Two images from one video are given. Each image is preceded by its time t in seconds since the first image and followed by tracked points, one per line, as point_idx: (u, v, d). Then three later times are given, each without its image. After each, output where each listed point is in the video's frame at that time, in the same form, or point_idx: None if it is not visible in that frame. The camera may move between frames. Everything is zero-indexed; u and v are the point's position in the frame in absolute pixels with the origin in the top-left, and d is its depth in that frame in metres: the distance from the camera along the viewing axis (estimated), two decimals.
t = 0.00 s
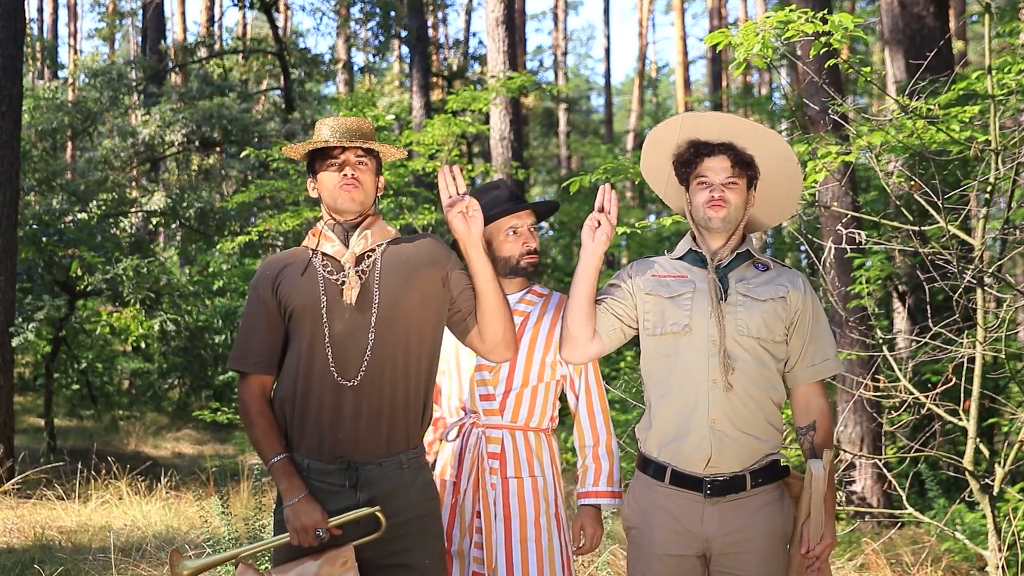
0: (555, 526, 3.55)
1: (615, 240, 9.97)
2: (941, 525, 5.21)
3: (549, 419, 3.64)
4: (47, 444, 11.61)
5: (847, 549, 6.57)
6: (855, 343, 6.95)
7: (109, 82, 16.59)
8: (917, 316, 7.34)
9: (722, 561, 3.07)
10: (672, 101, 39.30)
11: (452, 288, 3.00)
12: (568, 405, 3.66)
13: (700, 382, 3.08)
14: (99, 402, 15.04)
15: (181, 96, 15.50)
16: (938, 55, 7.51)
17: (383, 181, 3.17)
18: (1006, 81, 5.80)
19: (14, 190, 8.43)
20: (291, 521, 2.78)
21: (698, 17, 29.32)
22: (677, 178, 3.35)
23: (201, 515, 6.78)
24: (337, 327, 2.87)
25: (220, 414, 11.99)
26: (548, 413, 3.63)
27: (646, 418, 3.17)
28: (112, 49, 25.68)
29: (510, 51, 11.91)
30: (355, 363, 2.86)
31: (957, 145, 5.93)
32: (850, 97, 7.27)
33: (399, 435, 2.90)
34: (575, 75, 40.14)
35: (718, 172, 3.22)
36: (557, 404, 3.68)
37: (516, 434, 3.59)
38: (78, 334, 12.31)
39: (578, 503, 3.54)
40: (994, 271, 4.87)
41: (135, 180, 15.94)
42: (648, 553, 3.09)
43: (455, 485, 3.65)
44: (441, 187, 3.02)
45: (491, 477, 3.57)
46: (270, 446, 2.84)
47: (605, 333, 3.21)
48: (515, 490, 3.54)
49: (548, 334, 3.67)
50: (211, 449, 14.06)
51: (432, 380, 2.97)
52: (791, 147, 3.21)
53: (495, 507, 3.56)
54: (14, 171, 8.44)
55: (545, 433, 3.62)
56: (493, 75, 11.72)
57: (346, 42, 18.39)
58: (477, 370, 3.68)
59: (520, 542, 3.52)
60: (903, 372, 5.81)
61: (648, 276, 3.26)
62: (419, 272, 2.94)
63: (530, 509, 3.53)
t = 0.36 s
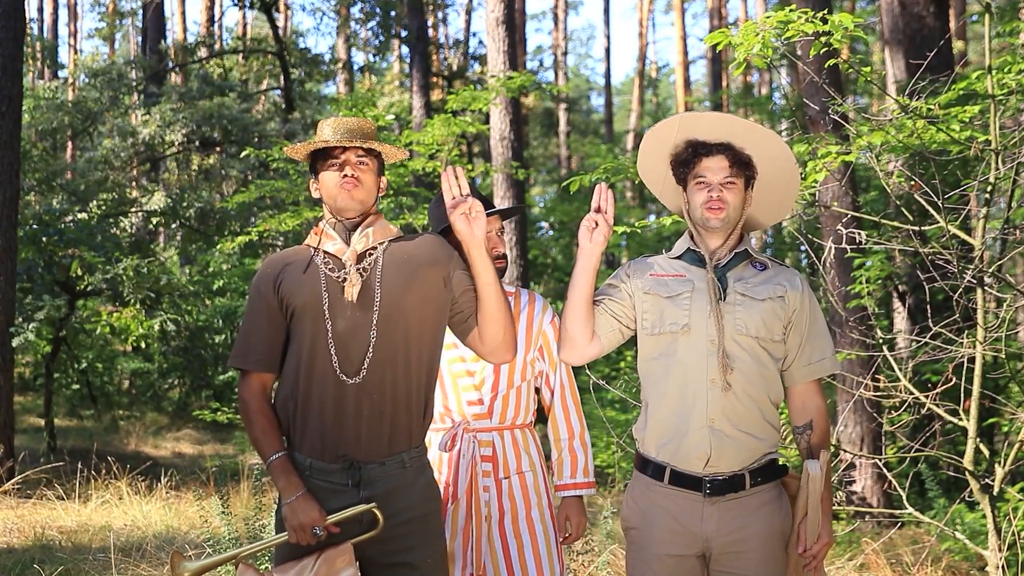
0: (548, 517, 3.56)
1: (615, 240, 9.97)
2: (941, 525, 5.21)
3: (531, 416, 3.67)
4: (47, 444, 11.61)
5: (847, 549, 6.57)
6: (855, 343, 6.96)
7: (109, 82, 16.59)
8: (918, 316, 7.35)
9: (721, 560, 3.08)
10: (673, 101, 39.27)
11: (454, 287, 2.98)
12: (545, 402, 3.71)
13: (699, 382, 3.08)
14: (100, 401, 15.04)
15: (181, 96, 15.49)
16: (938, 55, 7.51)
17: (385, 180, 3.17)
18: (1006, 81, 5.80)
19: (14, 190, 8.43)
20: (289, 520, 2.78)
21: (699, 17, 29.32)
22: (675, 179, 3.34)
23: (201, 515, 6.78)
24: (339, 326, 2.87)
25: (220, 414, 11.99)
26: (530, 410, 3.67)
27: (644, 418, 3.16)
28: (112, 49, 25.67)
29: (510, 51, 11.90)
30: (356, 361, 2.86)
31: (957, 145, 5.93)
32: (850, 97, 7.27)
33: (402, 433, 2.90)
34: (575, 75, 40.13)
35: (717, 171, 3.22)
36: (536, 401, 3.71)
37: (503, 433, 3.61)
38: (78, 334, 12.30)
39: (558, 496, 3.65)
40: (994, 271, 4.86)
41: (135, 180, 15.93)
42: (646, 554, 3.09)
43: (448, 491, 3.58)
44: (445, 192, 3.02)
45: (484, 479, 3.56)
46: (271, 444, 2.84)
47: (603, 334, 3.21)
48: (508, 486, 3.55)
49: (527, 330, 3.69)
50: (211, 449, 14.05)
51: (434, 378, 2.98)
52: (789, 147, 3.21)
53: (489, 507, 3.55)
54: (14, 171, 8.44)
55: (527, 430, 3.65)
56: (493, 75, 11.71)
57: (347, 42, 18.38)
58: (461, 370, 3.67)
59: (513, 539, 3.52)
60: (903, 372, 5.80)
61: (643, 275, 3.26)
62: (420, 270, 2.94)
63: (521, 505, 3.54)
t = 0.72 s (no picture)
0: (561, 520, 3.56)
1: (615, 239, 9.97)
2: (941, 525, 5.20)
3: (552, 417, 3.67)
4: (47, 444, 11.61)
5: (847, 549, 6.58)
6: (855, 342, 6.96)
7: (109, 82, 16.59)
8: (918, 316, 7.36)
9: (721, 560, 3.08)
10: (673, 101, 39.26)
11: (455, 288, 2.99)
12: (568, 402, 3.69)
13: (699, 381, 3.08)
14: (100, 401, 15.04)
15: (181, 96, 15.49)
16: (938, 55, 7.51)
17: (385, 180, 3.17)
18: (1006, 81, 5.80)
19: (14, 189, 8.43)
20: (282, 518, 2.79)
21: (699, 17, 29.33)
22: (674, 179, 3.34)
23: (202, 515, 6.78)
24: (341, 324, 2.87)
25: (220, 415, 11.99)
26: (551, 411, 3.67)
27: (644, 418, 3.16)
28: (111, 49, 25.67)
29: (510, 51, 11.90)
30: (358, 359, 2.86)
31: (957, 145, 5.92)
32: (850, 97, 7.26)
33: (403, 433, 2.90)
34: (575, 75, 40.13)
35: (714, 172, 3.21)
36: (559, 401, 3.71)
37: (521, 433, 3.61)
38: (78, 334, 12.30)
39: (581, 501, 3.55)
40: (994, 271, 4.86)
41: (135, 180, 15.94)
42: (646, 552, 3.09)
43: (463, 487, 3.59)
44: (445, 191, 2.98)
45: (498, 477, 3.57)
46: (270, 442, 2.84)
47: (602, 335, 3.19)
48: (522, 487, 3.56)
49: (551, 332, 3.69)
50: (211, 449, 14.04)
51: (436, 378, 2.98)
52: (788, 147, 3.19)
53: (502, 505, 3.57)
54: (14, 171, 8.44)
55: (548, 431, 3.65)
56: (493, 75, 11.71)
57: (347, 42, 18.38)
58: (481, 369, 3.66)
59: (524, 540, 3.53)
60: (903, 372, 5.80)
61: (642, 274, 3.26)
62: (422, 269, 2.94)
63: (534, 507, 3.55)
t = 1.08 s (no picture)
0: (569, 526, 3.53)
1: (615, 239, 9.97)
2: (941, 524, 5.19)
3: (570, 424, 3.62)
4: (47, 443, 11.61)
5: (846, 548, 6.58)
6: (855, 342, 6.97)
7: (109, 82, 16.59)
8: (917, 316, 7.37)
9: (720, 561, 3.08)
10: (673, 101, 39.25)
11: (457, 290, 2.99)
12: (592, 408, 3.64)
13: (699, 383, 3.08)
14: (100, 401, 15.05)
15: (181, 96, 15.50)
16: (938, 55, 7.52)
17: (388, 181, 3.17)
18: (1006, 81, 5.80)
19: (14, 189, 8.43)
20: (275, 519, 2.80)
21: (699, 17, 29.34)
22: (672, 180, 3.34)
23: (202, 515, 6.79)
24: (341, 325, 2.87)
25: (220, 415, 11.99)
26: (570, 418, 3.62)
27: (642, 418, 3.17)
28: (112, 49, 25.68)
29: (510, 50, 11.90)
30: (358, 360, 2.87)
31: (957, 145, 5.92)
32: (850, 96, 7.26)
33: (403, 434, 2.90)
34: (575, 75, 40.13)
35: (712, 173, 3.21)
36: (585, 410, 3.66)
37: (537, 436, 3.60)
38: (78, 334, 12.31)
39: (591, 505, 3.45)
40: (994, 271, 4.86)
41: (136, 180, 15.94)
42: (645, 552, 3.09)
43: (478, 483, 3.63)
44: (447, 194, 2.96)
45: (508, 476, 3.59)
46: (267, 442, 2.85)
47: (601, 336, 3.19)
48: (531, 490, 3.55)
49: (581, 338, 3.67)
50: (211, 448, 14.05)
51: (437, 379, 2.98)
52: (786, 148, 3.19)
53: (510, 505, 3.56)
54: (14, 171, 8.44)
55: (569, 436, 3.62)
56: (493, 75, 11.71)
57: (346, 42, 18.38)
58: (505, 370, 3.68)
59: (530, 541, 3.51)
60: (904, 372, 5.79)
61: (641, 274, 3.26)
62: (423, 270, 2.94)
63: (542, 510, 3.53)
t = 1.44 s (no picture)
0: (559, 527, 3.47)
1: (615, 239, 9.97)
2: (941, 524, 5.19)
3: (565, 427, 3.57)
4: (47, 443, 11.60)
5: (846, 548, 6.58)
6: (855, 342, 6.97)
7: (109, 82, 16.53)
8: (917, 316, 7.38)
9: (721, 561, 3.08)
10: (673, 101, 39.23)
11: (457, 288, 2.99)
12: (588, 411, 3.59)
13: (699, 383, 3.08)
14: (100, 401, 15.05)
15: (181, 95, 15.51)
16: (938, 55, 7.52)
17: (385, 180, 3.18)
18: (1006, 81, 5.80)
19: (14, 189, 8.43)
20: (277, 521, 2.80)
21: (699, 17, 29.35)
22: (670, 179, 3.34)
23: (202, 515, 6.79)
24: (341, 325, 2.87)
25: (219, 415, 11.99)
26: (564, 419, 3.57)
27: (643, 419, 3.17)
28: (112, 49, 25.68)
29: (510, 50, 11.90)
30: (359, 359, 2.87)
31: (957, 145, 5.92)
32: (850, 96, 7.26)
33: (404, 433, 2.90)
34: (575, 75, 40.12)
35: (710, 172, 3.21)
36: (581, 413, 3.60)
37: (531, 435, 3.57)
38: (78, 334, 12.31)
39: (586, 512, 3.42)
40: (995, 271, 4.86)
41: (135, 180, 15.93)
42: (645, 553, 3.10)
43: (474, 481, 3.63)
44: (446, 193, 2.96)
45: (501, 475, 3.57)
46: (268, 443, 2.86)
47: (596, 335, 3.20)
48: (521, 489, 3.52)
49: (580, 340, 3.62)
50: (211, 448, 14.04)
51: (437, 379, 2.98)
52: (784, 147, 3.19)
53: (502, 503, 3.55)
54: (14, 170, 8.44)
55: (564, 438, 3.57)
56: (493, 75, 11.70)
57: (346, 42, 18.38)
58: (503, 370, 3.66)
59: (519, 540, 3.49)
60: (904, 372, 5.78)
61: (641, 275, 3.26)
62: (423, 270, 2.94)
63: (532, 510, 3.49)
